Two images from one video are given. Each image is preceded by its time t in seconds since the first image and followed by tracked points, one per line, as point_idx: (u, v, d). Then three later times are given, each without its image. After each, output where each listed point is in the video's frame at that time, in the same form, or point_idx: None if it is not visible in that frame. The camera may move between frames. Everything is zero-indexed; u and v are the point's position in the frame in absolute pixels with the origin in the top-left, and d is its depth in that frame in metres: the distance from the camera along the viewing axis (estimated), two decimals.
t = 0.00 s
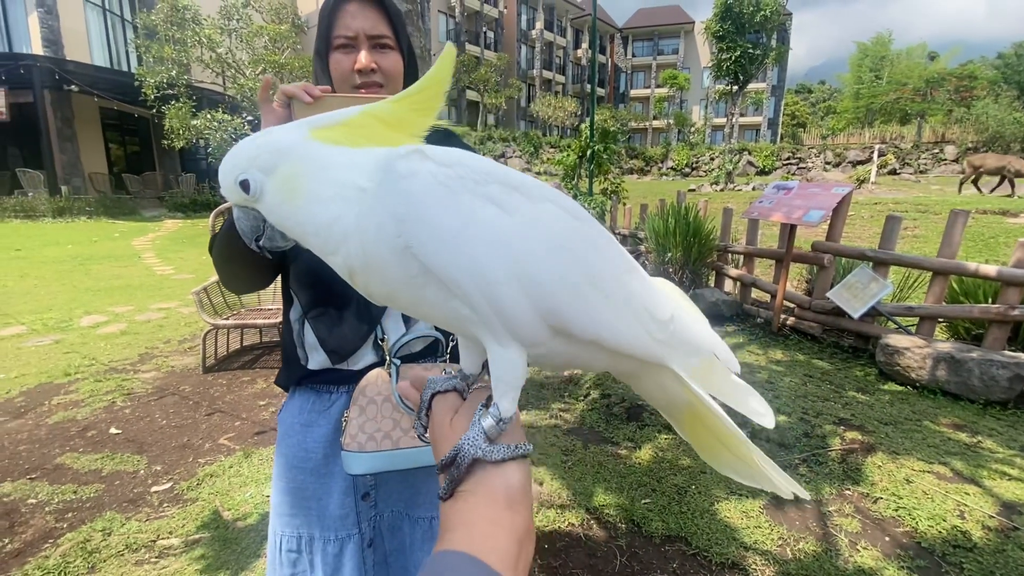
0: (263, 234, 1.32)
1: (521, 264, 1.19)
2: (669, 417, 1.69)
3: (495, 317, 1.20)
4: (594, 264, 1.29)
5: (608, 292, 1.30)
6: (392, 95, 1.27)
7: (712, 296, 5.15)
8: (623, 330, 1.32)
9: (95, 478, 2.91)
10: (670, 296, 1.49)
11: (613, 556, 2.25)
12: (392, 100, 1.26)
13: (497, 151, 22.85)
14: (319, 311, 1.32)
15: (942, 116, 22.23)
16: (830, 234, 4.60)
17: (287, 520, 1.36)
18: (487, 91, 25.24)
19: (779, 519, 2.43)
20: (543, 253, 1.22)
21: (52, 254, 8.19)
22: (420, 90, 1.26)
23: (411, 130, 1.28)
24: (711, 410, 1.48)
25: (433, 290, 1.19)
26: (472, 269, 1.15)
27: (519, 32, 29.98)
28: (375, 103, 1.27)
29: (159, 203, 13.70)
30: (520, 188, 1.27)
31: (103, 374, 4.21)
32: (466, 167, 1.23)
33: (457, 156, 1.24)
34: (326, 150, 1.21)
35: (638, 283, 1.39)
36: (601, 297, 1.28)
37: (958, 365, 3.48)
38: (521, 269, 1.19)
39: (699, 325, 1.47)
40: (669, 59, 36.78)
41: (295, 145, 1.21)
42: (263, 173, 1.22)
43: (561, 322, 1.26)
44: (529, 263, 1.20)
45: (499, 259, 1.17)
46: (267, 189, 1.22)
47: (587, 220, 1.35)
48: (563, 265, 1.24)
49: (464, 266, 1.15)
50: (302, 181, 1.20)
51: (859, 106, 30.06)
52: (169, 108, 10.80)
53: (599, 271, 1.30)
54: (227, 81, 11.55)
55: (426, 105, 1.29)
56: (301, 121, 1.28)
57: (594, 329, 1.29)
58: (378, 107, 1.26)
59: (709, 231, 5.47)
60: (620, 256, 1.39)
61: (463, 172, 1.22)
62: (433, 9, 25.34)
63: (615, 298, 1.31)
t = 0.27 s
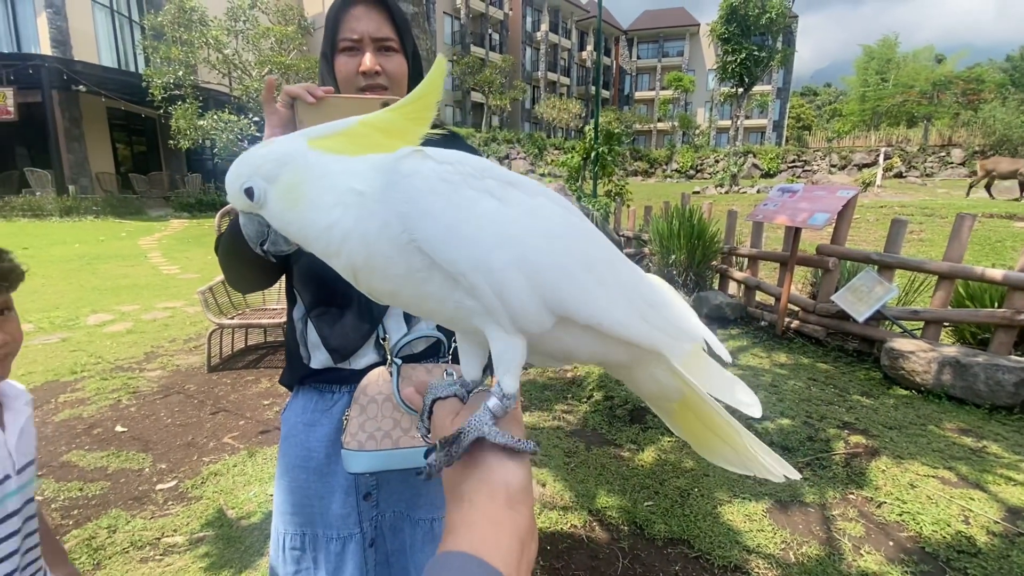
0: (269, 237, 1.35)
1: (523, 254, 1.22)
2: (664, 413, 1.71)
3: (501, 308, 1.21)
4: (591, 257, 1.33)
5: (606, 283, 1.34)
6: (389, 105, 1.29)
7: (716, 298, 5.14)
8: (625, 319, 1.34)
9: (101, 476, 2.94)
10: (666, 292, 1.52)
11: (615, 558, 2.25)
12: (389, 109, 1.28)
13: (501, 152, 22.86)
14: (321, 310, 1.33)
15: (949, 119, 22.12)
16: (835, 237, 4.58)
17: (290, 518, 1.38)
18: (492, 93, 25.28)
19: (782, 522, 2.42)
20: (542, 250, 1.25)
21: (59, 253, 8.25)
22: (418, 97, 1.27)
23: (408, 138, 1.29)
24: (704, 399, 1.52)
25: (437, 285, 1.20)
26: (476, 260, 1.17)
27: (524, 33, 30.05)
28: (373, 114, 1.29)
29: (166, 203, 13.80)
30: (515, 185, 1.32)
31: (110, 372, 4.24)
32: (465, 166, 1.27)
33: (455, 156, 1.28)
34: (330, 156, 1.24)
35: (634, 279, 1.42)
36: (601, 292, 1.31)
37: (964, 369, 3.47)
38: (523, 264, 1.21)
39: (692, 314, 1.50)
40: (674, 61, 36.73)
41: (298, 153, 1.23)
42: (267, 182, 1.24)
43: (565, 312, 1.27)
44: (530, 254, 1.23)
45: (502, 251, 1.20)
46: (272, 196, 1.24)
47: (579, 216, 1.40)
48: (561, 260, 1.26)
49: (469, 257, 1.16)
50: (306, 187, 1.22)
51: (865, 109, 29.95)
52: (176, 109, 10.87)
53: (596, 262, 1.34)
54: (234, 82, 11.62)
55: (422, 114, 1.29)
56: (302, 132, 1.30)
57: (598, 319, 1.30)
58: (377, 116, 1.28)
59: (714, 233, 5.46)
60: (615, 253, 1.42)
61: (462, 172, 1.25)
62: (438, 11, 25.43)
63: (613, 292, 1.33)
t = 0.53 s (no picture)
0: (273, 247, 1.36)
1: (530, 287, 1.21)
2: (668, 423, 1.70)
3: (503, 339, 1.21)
4: (599, 285, 1.31)
5: (616, 315, 1.32)
6: (394, 123, 1.29)
7: (720, 300, 5.13)
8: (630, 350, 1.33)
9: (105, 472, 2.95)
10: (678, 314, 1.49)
11: (616, 559, 2.25)
12: (394, 128, 1.28)
13: (505, 152, 22.86)
14: (322, 310, 1.34)
15: (956, 121, 21.99)
16: (839, 239, 4.57)
17: (290, 516, 1.39)
18: (496, 93, 25.28)
19: (784, 524, 2.41)
20: (547, 278, 1.24)
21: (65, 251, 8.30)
22: (422, 116, 1.26)
23: (412, 157, 1.30)
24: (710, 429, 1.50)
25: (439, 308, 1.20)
26: (480, 291, 1.17)
27: (528, 34, 30.08)
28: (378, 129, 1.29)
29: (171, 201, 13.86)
30: (528, 214, 1.30)
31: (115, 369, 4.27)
32: (477, 195, 1.25)
33: (467, 182, 1.27)
34: (335, 173, 1.25)
35: (644, 304, 1.39)
36: (607, 320, 1.29)
37: (968, 372, 3.45)
38: (527, 293, 1.20)
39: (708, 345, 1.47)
40: (679, 62, 36.66)
41: (303, 167, 1.24)
42: (272, 195, 1.25)
43: (568, 343, 1.27)
44: (537, 286, 1.22)
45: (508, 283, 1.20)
46: (276, 209, 1.25)
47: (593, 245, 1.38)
48: (567, 289, 1.25)
49: (473, 288, 1.16)
50: (310, 202, 1.23)
51: (871, 111, 29.82)
52: (182, 108, 10.92)
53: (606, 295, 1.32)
54: (240, 82, 11.68)
55: (427, 134, 1.29)
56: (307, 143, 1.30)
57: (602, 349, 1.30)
58: (381, 133, 1.28)
59: (717, 235, 5.45)
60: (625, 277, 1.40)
61: (469, 197, 1.24)
62: (443, 11, 25.50)
63: (620, 320, 1.32)
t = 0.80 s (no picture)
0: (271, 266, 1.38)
1: (546, 312, 1.18)
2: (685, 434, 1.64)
3: (517, 362, 1.21)
4: (614, 303, 1.27)
5: (637, 340, 1.28)
6: (398, 131, 1.28)
7: (723, 302, 5.12)
8: (651, 376, 1.30)
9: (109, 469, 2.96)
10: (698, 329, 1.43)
11: (617, 561, 2.25)
12: (398, 136, 1.28)
13: (509, 153, 22.84)
14: (322, 310, 1.35)
15: (963, 124, 21.86)
16: (844, 242, 4.55)
17: (290, 514, 1.39)
18: (501, 93, 25.28)
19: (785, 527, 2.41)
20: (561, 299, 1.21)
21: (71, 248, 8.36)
22: (427, 124, 1.27)
23: (417, 165, 1.30)
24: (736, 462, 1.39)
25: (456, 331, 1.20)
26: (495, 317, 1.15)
27: (533, 35, 30.11)
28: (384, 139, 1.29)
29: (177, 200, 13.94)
30: (541, 231, 1.26)
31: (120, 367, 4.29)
32: (498, 218, 1.23)
33: (485, 202, 1.24)
34: (337, 186, 1.23)
35: (661, 321, 1.34)
36: (621, 340, 1.26)
37: (973, 377, 3.43)
38: (539, 314, 1.18)
39: (733, 372, 1.41)
40: (684, 63, 36.57)
41: (307, 182, 1.23)
42: (275, 210, 1.24)
43: (581, 363, 1.24)
44: (553, 312, 1.19)
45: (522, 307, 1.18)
46: (274, 226, 1.24)
47: (619, 266, 1.33)
48: (580, 308, 1.22)
49: (486, 312, 1.15)
50: (310, 219, 1.22)
51: (876, 113, 29.69)
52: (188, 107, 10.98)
53: (630, 320, 1.28)
54: (245, 81, 11.73)
55: (433, 141, 1.29)
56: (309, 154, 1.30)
57: (621, 375, 1.27)
58: (386, 142, 1.27)
59: (721, 237, 5.44)
60: (643, 292, 1.35)
61: (479, 215, 1.22)
62: (448, 12, 25.56)
63: (636, 340, 1.28)
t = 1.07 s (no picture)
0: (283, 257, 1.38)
1: (561, 307, 1.20)
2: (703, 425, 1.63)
3: (534, 351, 1.24)
4: (632, 300, 1.25)
5: (658, 336, 1.28)
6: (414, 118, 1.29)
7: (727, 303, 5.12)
8: (670, 372, 1.30)
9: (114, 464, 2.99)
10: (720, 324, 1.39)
11: (618, 560, 2.26)
12: (414, 123, 1.28)
13: (513, 152, 22.85)
14: (326, 305, 1.37)
15: (969, 125, 21.73)
16: (848, 242, 4.54)
17: (291, 509, 1.41)
18: (505, 93, 25.29)
19: (787, 527, 2.41)
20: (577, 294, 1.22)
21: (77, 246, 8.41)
22: (442, 112, 1.27)
23: (433, 153, 1.31)
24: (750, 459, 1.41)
25: (475, 319, 1.24)
26: (514, 309, 1.19)
27: (538, 34, 30.10)
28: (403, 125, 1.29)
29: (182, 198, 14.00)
30: (561, 225, 1.24)
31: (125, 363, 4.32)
32: (517, 212, 1.23)
33: (509, 195, 1.25)
34: (351, 176, 1.26)
35: (681, 317, 1.30)
36: (636, 336, 1.26)
37: (977, 378, 3.42)
38: (553, 310, 1.20)
39: (754, 369, 1.36)
40: (689, 63, 36.50)
41: (324, 169, 1.25)
42: (291, 196, 1.26)
43: (594, 356, 1.26)
44: (567, 306, 1.21)
45: (536, 300, 1.19)
46: (289, 213, 1.27)
47: (647, 261, 1.30)
48: (595, 304, 1.22)
49: (506, 303, 1.19)
50: (326, 207, 1.25)
51: (882, 114, 29.54)
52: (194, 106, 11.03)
53: (653, 316, 1.27)
54: (251, 80, 11.78)
55: (453, 129, 1.30)
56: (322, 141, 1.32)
57: (637, 369, 1.29)
58: (400, 130, 1.28)
59: (725, 237, 5.43)
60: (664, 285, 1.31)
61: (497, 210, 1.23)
62: (453, 11, 25.58)
63: (653, 337, 1.27)
